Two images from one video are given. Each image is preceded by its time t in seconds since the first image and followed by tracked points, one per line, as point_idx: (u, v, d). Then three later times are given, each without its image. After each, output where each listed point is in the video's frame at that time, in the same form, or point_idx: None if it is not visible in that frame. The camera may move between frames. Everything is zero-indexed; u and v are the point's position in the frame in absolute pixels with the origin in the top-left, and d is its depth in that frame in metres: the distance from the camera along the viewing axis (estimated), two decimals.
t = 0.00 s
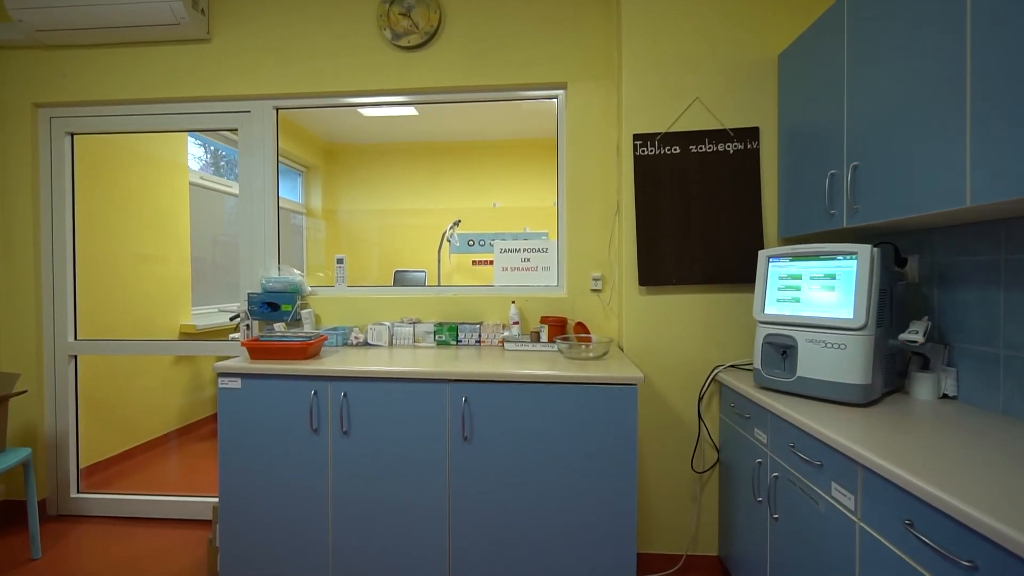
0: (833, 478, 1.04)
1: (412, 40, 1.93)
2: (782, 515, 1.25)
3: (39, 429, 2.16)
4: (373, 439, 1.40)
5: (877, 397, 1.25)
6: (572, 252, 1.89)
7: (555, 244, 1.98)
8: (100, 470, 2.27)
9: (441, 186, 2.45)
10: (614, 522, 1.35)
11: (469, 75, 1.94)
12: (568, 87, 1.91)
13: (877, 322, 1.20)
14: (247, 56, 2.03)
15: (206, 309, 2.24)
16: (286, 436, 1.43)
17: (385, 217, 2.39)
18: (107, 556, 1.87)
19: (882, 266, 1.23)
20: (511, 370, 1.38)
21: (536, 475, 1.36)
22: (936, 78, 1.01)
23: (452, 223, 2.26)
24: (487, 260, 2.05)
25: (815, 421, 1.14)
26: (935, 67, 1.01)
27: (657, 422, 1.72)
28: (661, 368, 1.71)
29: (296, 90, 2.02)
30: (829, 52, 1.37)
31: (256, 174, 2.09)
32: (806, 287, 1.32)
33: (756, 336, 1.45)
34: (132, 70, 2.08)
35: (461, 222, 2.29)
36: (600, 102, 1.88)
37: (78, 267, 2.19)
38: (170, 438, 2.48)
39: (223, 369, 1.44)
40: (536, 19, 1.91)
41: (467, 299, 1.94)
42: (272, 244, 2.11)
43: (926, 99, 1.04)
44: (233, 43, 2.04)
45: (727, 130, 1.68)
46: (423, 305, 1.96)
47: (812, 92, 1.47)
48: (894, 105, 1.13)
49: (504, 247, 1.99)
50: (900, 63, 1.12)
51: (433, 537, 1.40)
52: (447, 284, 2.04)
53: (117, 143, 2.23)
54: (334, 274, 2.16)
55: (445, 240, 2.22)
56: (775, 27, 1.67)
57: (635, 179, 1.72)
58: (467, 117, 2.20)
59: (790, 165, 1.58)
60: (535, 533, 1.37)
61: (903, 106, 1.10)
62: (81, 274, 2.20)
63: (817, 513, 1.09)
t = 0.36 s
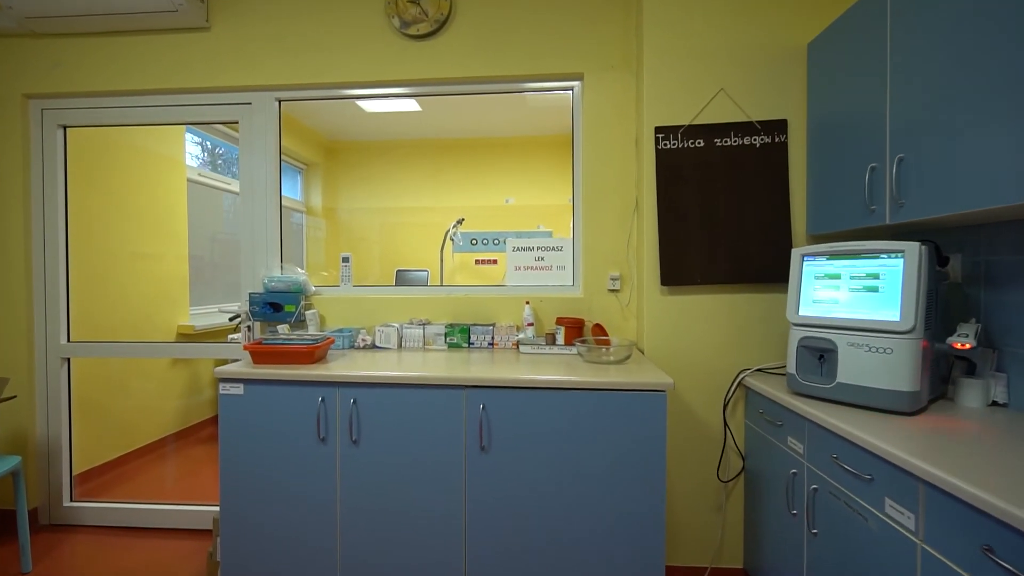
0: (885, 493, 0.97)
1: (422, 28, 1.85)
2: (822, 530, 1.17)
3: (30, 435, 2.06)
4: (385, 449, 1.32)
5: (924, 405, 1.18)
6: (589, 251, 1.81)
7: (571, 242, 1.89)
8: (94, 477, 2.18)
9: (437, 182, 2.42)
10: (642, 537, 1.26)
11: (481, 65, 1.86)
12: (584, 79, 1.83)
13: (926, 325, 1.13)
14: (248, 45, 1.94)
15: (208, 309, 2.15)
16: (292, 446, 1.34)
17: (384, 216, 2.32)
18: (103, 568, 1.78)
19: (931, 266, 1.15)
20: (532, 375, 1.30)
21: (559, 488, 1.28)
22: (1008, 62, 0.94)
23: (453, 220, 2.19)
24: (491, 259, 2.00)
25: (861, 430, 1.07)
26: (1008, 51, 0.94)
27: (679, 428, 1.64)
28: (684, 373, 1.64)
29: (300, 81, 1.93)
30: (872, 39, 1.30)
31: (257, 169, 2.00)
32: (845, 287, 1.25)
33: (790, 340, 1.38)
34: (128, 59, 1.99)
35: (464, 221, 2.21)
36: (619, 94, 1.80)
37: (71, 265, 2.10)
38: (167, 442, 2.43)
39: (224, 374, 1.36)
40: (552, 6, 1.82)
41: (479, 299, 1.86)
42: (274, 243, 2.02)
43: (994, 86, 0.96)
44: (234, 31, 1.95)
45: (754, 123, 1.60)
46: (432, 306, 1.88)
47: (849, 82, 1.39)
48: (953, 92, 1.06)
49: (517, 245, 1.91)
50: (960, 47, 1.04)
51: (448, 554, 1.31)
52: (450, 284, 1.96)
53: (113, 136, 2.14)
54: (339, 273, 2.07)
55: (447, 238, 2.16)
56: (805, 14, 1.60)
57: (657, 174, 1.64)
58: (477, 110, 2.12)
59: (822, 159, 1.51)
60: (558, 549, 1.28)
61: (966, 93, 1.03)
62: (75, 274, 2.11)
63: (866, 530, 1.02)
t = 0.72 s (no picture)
0: (945, 512, 0.90)
1: (435, 20, 1.78)
2: (867, 548, 1.11)
3: (27, 442, 1.98)
4: (400, 460, 1.25)
5: (975, 414, 1.11)
6: (608, 251, 1.74)
7: (588, 242, 1.82)
8: (93, 484, 2.11)
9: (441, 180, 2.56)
10: (673, 554, 1.20)
11: (496, 59, 1.79)
12: (603, 72, 1.76)
13: (978, 330, 1.06)
14: (253, 38, 1.87)
15: (213, 311, 2.09)
16: (302, 457, 1.27)
17: (387, 214, 2.38)
18: None
19: (983, 267, 1.08)
20: (556, 383, 1.23)
21: (585, 502, 1.21)
22: None
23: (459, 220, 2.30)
24: (497, 259, 1.96)
25: (913, 442, 1.00)
26: None
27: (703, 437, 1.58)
28: (708, 379, 1.57)
29: (307, 75, 1.86)
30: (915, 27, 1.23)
31: (262, 166, 1.93)
32: (888, 290, 1.18)
33: (825, 345, 1.31)
34: (128, 53, 1.91)
35: (468, 220, 2.28)
36: (639, 88, 1.73)
37: (70, 266, 2.02)
38: (169, 446, 2.36)
39: (229, 382, 1.29)
40: None
41: (494, 302, 1.79)
42: (280, 243, 1.95)
43: None
44: (238, 24, 1.88)
45: (782, 118, 1.54)
46: (445, 309, 1.81)
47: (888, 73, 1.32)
48: (1013, 81, 0.99)
49: (531, 246, 1.84)
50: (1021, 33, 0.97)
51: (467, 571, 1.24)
52: (456, 284, 1.91)
53: (113, 133, 2.07)
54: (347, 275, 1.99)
55: (452, 239, 2.13)
56: (836, 4, 1.53)
57: (680, 171, 1.57)
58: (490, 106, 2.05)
59: (856, 155, 1.44)
60: (584, 566, 1.21)
61: None
62: (74, 275, 2.03)
63: (921, 550, 0.95)
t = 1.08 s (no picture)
0: (1001, 528, 0.85)
1: (448, 15, 1.74)
2: (907, 563, 1.05)
3: (30, 448, 1.94)
4: (417, 470, 1.20)
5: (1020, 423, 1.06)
6: (626, 252, 1.70)
7: (605, 243, 1.78)
8: (97, 489, 2.07)
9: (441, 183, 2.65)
10: (702, 569, 1.15)
11: (510, 55, 1.74)
12: (621, 68, 1.71)
13: None
14: (261, 35, 1.83)
15: (217, 314, 2.07)
16: (315, 467, 1.23)
17: (392, 215, 2.35)
18: None
19: None
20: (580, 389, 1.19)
21: (610, 514, 1.17)
22: None
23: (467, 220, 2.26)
24: (502, 260, 1.92)
25: (960, 452, 0.95)
26: None
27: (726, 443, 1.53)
28: (731, 384, 1.52)
29: (317, 72, 1.82)
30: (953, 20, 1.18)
31: (270, 165, 1.88)
32: (925, 292, 1.13)
33: (857, 349, 1.26)
34: (133, 50, 1.87)
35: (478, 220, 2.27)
36: (658, 84, 1.69)
37: (74, 268, 1.98)
38: (175, 450, 2.28)
39: (239, 388, 1.25)
40: None
41: (508, 304, 1.75)
42: (289, 244, 1.91)
43: None
44: (246, 20, 1.84)
45: (808, 115, 1.49)
46: (458, 311, 1.76)
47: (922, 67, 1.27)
48: None
49: (547, 247, 1.79)
50: None
51: None
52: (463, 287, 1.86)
53: (116, 132, 2.03)
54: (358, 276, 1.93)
55: (458, 238, 2.08)
56: None
57: (702, 169, 1.53)
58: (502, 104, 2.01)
59: (885, 153, 1.39)
60: None
61: None
62: (77, 276, 1.99)
63: (971, 567, 0.90)
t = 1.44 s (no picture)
0: None
1: (462, 8, 1.69)
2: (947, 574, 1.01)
3: (36, 450, 1.91)
4: (437, 475, 1.17)
5: None
6: (644, 251, 1.66)
7: (622, 242, 1.74)
8: (104, 492, 2.05)
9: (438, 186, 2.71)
10: None
11: (526, 50, 1.71)
12: (639, 64, 1.67)
13: None
14: (271, 30, 1.80)
15: (226, 315, 2.04)
16: (331, 472, 1.19)
17: (399, 215, 2.52)
18: None
19: None
20: (604, 392, 1.15)
21: (636, 521, 1.13)
22: None
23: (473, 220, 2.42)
24: (508, 260, 1.89)
25: (1005, 459, 0.91)
26: None
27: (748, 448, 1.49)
28: (754, 386, 1.49)
29: (328, 68, 1.79)
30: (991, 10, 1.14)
31: (281, 163, 1.84)
32: (963, 292, 1.09)
33: (890, 351, 1.22)
34: (141, 46, 1.85)
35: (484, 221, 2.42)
36: (677, 80, 1.65)
37: (81, 267, 1.95)
38: (181, 451, 2.32)
39: (253, 390, 1.21)
40: None
41: (524, 305, 1.71)
42: (300, 243, 1.87)
43: None
44: (256, 15, 1.81)
45: (833, 110, 1.45)
46: (472, 312, 1.73)
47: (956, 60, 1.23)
48: None
49: (562, 246, 1.76)
50: None
51: None
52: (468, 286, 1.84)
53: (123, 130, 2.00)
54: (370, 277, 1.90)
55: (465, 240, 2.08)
56: None
57: (724, 165, 1.49)
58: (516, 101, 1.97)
59: (916, 149, 1.35)
60: None
61: None
62: (85, 276, 1.96)
63: None
